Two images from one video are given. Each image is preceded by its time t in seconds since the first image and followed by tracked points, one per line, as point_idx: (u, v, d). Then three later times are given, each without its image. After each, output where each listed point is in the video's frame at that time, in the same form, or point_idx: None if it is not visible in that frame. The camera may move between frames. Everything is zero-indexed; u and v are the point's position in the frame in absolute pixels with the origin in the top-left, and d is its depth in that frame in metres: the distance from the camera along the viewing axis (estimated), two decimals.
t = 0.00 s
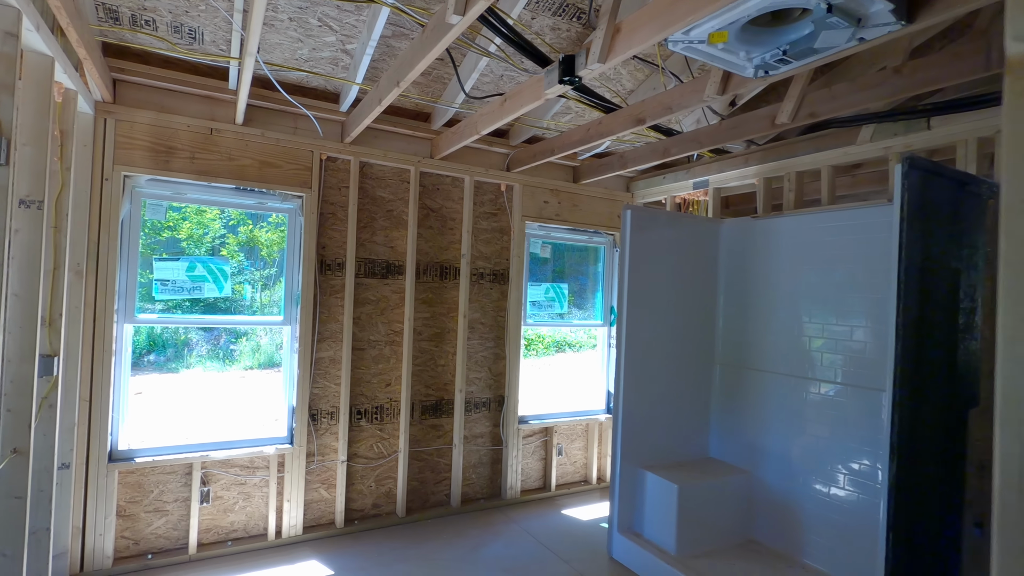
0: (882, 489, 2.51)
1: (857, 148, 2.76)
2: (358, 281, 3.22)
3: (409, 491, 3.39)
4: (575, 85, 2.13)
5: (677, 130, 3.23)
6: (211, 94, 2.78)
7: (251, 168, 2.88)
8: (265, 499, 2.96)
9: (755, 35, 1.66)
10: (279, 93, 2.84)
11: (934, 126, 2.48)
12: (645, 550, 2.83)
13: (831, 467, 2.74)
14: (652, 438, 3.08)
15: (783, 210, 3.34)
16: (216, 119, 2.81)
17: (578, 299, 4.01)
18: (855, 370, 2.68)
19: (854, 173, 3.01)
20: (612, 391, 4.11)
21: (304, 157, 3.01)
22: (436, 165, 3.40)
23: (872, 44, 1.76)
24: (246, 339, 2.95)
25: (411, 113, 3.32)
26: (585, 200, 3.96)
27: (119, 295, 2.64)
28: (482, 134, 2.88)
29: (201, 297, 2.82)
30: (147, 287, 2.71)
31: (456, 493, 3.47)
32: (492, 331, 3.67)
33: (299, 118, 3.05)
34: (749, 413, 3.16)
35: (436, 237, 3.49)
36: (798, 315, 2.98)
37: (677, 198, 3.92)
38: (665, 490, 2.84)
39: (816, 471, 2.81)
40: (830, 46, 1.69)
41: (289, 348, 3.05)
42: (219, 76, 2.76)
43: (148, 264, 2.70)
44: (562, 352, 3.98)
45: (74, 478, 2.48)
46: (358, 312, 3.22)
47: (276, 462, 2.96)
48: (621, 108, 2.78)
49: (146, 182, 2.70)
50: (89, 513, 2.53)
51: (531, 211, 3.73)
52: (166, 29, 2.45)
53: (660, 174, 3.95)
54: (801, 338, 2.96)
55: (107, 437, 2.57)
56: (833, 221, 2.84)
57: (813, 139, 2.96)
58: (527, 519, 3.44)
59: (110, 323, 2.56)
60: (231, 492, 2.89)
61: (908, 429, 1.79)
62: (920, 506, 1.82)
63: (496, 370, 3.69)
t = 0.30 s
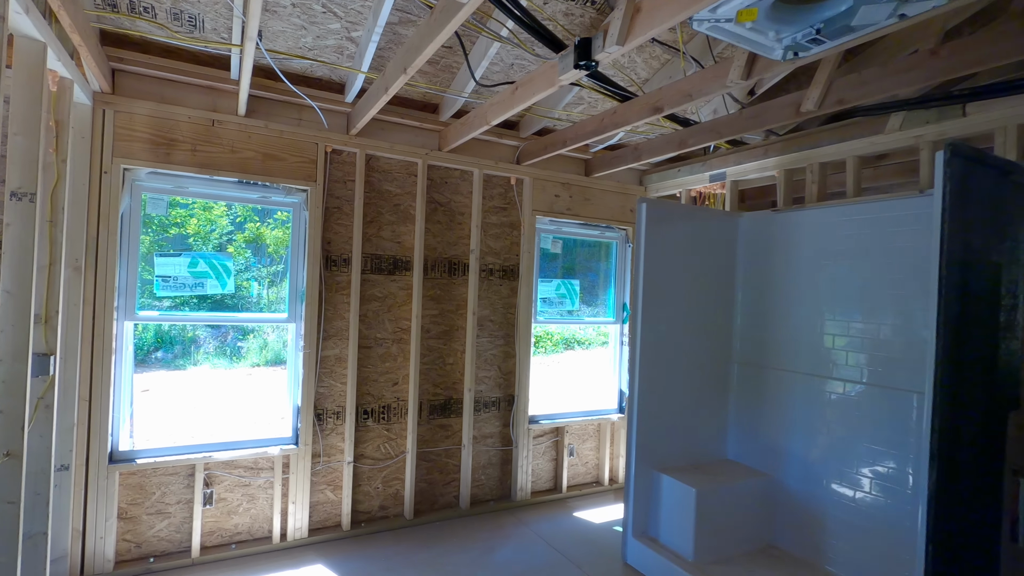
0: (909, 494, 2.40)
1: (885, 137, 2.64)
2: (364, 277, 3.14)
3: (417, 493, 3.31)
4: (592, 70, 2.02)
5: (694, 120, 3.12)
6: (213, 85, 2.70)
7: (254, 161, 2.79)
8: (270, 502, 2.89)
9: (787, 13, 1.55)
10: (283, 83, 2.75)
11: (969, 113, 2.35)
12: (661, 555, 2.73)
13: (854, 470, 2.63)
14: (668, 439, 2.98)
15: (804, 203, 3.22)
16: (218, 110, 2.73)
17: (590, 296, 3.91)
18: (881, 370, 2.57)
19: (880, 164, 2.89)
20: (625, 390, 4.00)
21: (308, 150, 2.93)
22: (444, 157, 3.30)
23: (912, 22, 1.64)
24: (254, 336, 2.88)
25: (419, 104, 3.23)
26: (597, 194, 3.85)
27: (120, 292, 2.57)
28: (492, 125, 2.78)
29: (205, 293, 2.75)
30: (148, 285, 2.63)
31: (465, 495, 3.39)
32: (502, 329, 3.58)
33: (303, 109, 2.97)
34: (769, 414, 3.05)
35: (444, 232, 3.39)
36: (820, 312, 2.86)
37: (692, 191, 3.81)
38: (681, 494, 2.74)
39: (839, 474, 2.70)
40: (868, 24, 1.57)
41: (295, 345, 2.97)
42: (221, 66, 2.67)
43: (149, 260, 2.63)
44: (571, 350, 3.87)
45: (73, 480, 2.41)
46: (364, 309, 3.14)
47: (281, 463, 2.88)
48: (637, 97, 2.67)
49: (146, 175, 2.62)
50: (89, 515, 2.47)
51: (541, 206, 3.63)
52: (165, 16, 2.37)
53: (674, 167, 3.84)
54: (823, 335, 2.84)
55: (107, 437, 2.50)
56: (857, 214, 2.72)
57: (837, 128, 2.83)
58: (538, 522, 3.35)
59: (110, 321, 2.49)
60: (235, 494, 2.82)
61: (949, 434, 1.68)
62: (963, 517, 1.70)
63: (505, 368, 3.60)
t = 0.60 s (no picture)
0: (935, 499, 2.29)
1: (910, 127, 2.52)
2: (366, 274, 3.04)
3: (421, 495, 3.22)
4: (605, 55, 1.91)
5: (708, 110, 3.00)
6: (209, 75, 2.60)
7: (252, 154, 2.70)
8: (270, 505, 2.81)
9: None
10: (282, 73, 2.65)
11: (1002, 100, 2.24)
12: (674, 562, 2.64)
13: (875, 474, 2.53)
14: (681, 442, 2.88)
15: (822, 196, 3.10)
16: (215, 101, 2.64)
17: (599, 293, 3.81)
18: (903, 370, 2.46)
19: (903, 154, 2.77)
20: (634, 390, 3.90)
21: (309, 142, 2.83)
22: (449, 150, 3.20)
23: None
24: (258, 333, 2.80)
25: (422, 95, 3.12)
26: (606, 188, 3.74)
27: (114, 290, 2.48)
28: (499, 115, 2.67)
29: (203, 291, 2.66)
30: (143, 282, 2.55)
31: (471, 497, 3.30)
32: (508, 327, 3.48)
33: (303, 101, 2.87)
34: (785, 415, 2.95)
35: (449, 227, 3.30)
36: (839, 310, 2.76)
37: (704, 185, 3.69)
38: (695, 498, 2.65)
39: (859, 478, 2.60)
40: (906, 0, 1.46)
41: (297, 344, 2.88)
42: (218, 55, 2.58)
43: (144, 257, 2.54)
44: (576, 347, 3.76)
45: (66, 484, 2.33)
46: (367, 307, 3.05)
47: (282, 466, 2.80)
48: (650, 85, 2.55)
49: (140, 168, 2.54)
50: (84, 520, 2.39)
51: (549, 200, 3.52)
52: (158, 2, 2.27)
53: (685, 160, 3.73)
54: (842, 334, 2.73)
55: (102, 440, 2.42)
56: (878, 207, 2.61)
57: (859, 117, 2.72)
58: (546, 525, 3.25)
59: (104, 320, 2.40)
60: (234, 498, 2.74)
61: (990, 440, 1.57)
62: (1004, 530, 1.59)
63: (512, 367, 3.50)
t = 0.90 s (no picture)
0: (956, 503, 2.22)
1: (931, 118, 2.44)
2: (369, 271, 2.97)
3: (425, 497, 3.15)
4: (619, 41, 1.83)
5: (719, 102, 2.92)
6: (206, 65, 2.53)
7: (251, 147, 2.62)
8: (271, 508, 2.74)
9: None
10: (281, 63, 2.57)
11: None
12: (685, 566, 2.56)
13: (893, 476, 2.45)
14: (692, 443, 2.81)
15: (837, 190, 3.02)
16: (212, 93, 2.56)
17: (605, 290, 3.73)
18: (922, 369, 2.39)
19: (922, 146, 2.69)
20: (641, 389, 3.82)
21: (309, 135, 2.75)
22: (453, 143, 3.12)
23: None
24: (258, 331, 2.72)
25: (425, 86, 3.04)
26: (613, 182, 3.66)
27: (109, 287, 2.41)
28: (505, 106, 2.59)
29: (202, 288, 2.59)
30: (139, 280, 2.47)
31: (476, 498, 3.23)
32: (513, 324, 3.41)
33: (303, 92, 2.79)
34: (799, 415, 2.88)
35: (453, 222, 3.22)
36: (855, 307, 2.68)
37: (713, 179, 3.61)
38: (707, 501, 2.57)
39: (876, 480, 2.52)
40: None
41: (298, 341, 2.80)
42: (214, 45, 2.50)
43: (140, 253, 2.47)
44: (582, 345, 3.68)
45: (60, 487, 2.26)
46: (369, 304, 2.98)
47: (283, 467, 2.73)
48: (662, 74, 2.46)
49: (136, 162, 2.45)
50: (79, 524, 2.32)
51: (555, 195, 3.44)
52: None
53: (694, 154, 3.64)
54: (859, 331, 2.65)
55: (97, 441, 2.35)
56: (898, 200, 2.52)
57: (876, 108, 2.64)
58: (552, 527, 3.18)
59: (98, 318, 2.33)
60: (234, 500, 2.67)
61: None
62: None
63: (517, 366, 3.43)
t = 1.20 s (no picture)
0: (980, 505, 2.15)
1: (953, 107, 2.37)
2: (371, 267, 2.89)
3: (429, 498, 3.08)
4: (635, 24, 1.74)
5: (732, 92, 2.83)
6: (202, 54, 2.44)
7: (249, 139, 2.53)
8: (271, 511, 2.66)
9: None
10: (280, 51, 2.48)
11: None
12: (698, 570, 2.49)
13: (912, 478, 2.38)
14: (705, 443, 2.74)
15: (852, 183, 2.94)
16: (209, 82, 2.47)
17: (612, 287, 3.66)
18: (943, 367, 2.32)
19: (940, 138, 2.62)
20: (648, 387, 3.75)
21: (309, 126, 2.67)
22: (457, 136, 3.04)
23: None
24: (256, 328, 2.64)
25: (429, 77, 2.95)
26: (620, 177, 3.58)
27: (102, 284, 2.32)
28: (512, 96, 2.50)
29: (199, 285, 2.50)
30: (134, 277, 2.39)
31: (481, 500, 3.16)
32: (519, 322, 3.33)
33: (303, 82, 2.70)
34: (814, 414, 2.81)
35: (457, 217, 3.14)
36: (873, 304, 2.60)
37: (723, 173, 3.54)
38: (721, 503, 2.50)
39: (895, 482, 2.45)
40: None
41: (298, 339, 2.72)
42: (210, 32, 2.41)
43: (135, 249, 2.38)
44: (582, 342, 3.59)
45: (53, 491, 2.18)
46: (371, 302, 2.89)
47: (283, 469, 2.65)
48: (675, 63, 2.38)
49: (129, 154, 2.36)
50: (73, 529, 2.24)
51: (561, 189, 3.36)
52: None
53: (703, 147, 3.56)
54: (877, 329, 2.58)
55: (91, 444, 2.27)
56: (919, 192, 2.44)
57: (895, 98, 2.56)
58: (559, 529, 3.11)
59: (92, 317, 2.25)
60: (233, 503, 2.59)
61: None
62: None
63: (523, 364, 3.35)
